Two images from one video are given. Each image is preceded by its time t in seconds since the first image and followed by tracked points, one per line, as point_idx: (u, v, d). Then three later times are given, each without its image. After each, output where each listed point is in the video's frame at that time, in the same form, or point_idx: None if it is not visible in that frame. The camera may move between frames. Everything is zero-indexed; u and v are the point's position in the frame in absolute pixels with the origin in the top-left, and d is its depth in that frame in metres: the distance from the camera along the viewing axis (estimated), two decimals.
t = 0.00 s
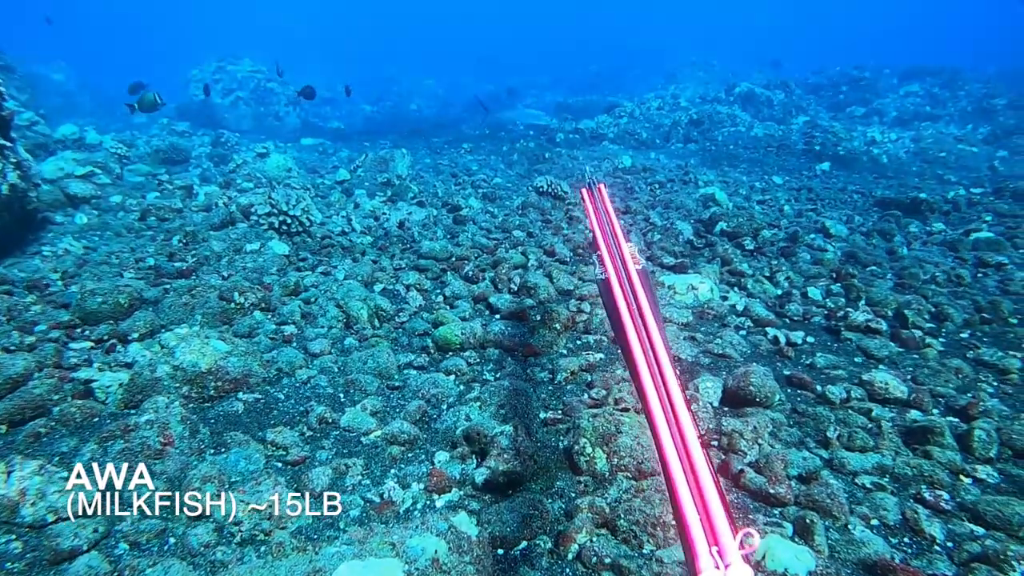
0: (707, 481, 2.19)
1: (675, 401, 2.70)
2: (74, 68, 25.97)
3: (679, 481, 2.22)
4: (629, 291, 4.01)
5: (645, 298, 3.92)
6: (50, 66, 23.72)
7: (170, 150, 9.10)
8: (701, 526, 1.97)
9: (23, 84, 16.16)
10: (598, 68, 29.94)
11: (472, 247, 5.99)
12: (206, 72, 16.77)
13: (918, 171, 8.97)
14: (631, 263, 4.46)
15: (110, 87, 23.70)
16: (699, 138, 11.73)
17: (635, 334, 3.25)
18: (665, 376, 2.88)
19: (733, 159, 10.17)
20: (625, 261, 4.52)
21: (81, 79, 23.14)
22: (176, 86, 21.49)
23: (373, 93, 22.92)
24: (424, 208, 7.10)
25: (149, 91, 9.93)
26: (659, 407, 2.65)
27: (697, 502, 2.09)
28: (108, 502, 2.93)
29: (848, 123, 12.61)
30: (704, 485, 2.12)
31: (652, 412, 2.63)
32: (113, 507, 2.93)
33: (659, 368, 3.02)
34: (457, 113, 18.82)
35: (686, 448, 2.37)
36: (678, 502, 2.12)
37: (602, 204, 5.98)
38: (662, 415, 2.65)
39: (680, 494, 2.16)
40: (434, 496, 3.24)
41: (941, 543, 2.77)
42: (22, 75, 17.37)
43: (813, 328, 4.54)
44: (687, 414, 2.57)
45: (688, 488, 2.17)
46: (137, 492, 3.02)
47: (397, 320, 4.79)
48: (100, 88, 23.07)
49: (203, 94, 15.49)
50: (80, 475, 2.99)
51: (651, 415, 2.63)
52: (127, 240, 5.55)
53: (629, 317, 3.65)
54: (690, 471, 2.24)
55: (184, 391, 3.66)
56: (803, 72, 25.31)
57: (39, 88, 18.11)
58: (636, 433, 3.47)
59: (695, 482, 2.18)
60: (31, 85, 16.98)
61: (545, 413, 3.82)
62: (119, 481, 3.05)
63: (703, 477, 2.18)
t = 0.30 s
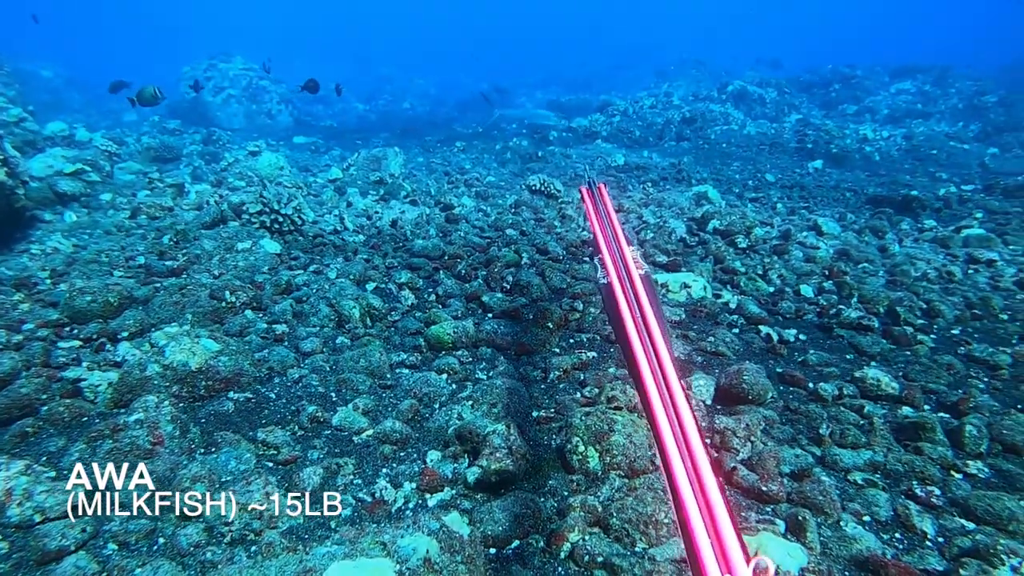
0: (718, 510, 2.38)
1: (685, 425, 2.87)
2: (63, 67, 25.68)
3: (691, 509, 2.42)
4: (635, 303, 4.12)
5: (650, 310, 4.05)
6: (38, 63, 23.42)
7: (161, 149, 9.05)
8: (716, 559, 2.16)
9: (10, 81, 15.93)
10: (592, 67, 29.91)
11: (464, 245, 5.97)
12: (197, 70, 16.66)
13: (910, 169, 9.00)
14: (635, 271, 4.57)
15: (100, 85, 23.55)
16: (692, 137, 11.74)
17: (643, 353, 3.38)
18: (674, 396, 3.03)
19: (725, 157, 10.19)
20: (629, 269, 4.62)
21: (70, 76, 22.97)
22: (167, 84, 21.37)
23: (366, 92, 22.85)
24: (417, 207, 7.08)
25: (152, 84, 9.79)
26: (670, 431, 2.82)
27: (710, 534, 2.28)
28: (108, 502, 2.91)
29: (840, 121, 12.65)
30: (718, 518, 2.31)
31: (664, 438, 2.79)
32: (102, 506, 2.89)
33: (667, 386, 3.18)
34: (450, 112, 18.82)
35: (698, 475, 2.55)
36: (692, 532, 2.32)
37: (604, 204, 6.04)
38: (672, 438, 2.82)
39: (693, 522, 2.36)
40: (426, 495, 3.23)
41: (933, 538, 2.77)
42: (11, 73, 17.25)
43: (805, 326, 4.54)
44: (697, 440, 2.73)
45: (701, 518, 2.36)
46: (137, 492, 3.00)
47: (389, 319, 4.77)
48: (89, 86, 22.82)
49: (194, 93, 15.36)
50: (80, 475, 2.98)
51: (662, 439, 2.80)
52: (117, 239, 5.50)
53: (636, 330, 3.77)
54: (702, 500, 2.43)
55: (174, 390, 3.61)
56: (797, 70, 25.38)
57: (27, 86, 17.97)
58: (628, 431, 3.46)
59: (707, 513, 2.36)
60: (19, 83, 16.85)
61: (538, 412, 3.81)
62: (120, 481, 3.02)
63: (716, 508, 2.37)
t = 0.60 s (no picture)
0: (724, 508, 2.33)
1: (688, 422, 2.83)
2: (42, 67, 25.22)
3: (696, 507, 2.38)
4: (634, 304, 4.06)
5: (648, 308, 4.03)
6: (17, 63, 22.99)
7: (143, 149, 8.94)
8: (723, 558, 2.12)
9: None
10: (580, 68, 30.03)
11: (451, 245, 5.97)
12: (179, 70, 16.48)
13: (892, 170, 9.11)
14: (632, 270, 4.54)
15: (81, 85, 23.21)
16: (679, 138, 11.82)
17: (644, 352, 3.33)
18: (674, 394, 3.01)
19: (711, 158, 10.26)
20: (627, 268, 4.59)
21: (50, 76, 22.61)
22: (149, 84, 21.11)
23: (354, 92, 22.76)
24: (403, 207, 7.06)
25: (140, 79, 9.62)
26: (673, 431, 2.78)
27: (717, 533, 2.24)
28: (108, 502, 2.90)
29: (825, 123, 12.79)
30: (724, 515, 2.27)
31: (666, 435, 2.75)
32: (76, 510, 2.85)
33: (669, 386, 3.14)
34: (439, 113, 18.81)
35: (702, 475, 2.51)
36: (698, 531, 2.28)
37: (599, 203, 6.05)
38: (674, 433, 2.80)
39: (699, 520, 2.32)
40: (411, 495, 3.22)
41: (910, 533, 2.81)
42: None
43: (789, 325, 4.57)
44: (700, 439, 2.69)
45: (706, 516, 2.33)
46: (137, 492, 2.98)
47: (375, 319, 4.76)
48: (71, 87, 22.49)
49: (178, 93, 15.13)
50: (80, 475, 2.98)
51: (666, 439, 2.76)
52: (97, 240, 5.42)
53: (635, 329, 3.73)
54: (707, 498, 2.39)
55: (155, 392, 3.57)
56: (784, 73, 25.62)
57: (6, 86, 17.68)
58: (613, 429, 3.46)
59: (713, 511, 2.32)
60: None
61: (523, 411, 3.82)
62: (120, 481, 3.01)
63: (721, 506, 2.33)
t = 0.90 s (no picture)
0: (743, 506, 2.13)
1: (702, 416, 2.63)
2: (31, 67, 25.08)
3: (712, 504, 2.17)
4: (643, 293, 3.96)
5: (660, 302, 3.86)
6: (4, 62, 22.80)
7: (133, 150, 8.91)
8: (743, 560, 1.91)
9: None
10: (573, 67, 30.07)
11: (440, 246, 5.97)
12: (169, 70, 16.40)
13: (883, 169, 9.14)
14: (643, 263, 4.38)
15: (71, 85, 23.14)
16: (670, 137, 11.83)
17: (654, 342, 3.18)
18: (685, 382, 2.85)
19: (702, 158, 10.27)
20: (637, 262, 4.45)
21: (40, 76, 22.52)
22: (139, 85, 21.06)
23: (347, 91, 22.75)
24: (394, 207, 7.06)
25: (142, 75, 9.66)
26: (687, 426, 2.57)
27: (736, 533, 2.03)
28: (108, 502, 2.90)
29: (816, 122, 12.83)
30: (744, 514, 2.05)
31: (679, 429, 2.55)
32: (63, 513, 2.83)
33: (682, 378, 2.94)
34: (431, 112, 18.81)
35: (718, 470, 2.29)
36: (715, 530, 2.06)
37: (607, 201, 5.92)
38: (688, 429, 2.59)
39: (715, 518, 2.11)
40: (398, 495, 3.23)
41: (895, 530, 2.81)
42: None
43: (778, 324, 4.57)
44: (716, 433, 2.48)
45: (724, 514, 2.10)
46: (137, 492, 2.99)
47: (364, 319, 4.76)
48: (62, 88, 22.36)
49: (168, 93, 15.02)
50: (80, 475, 2.99)
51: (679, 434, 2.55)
52: (86, 240, 5.39)
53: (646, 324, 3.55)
54: (725, 496, 2.18)
55: (142, 393, 3.55)
56: (773, 72, 25.81)
57: None
58: (599, 428, 3.46)
59: (731, 509, 2.11)
60: None
61: (512, 411, 3.84)
62: (120, 481, 3.01)
63: (740, 504, 2.12)
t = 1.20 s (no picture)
0: (751, 511, 2.20)
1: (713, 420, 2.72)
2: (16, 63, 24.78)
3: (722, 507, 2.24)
4: (654, 291, 4.05)
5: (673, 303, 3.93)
6: None
7: (119, 147, 8.83)
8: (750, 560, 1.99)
9: None
10: (565, 64, 30.05)
11: (430, 243, 5.96)
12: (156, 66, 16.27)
13: (871, 166, 9.20)
14: (655, 264, 4.45)
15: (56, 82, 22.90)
16: (660, 134, 11.84)
17: (668, 342, 3.28)
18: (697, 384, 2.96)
19: (692, 154, 10.29)
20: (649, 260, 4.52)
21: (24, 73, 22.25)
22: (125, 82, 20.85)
23: (337, 89, 22.65)
24: (383, 205, 7.04)
25: (139, 68, 9.54)
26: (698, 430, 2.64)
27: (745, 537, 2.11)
28: (108, 501, 2.87)
29: (805, 119, 12.88)
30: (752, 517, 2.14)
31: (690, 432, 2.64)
32: (47, 513, 2.79)
33: (693, 382, 3.02)
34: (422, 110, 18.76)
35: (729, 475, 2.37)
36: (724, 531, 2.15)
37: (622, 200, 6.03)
38: (700, 435, 2.66)
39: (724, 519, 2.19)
40: (387, 492, 3.22)
41: (881, 523, 2.83)
42: None
43: (766, 320, 4.59)
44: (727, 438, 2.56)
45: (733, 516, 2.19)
46: (139, 492, 2.96)
47: (353, 317, 4.74)
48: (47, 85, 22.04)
49: (156, 90, 14.91)
50: (81, 475, 2.96)
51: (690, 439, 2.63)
52: (71, 239, 5.33)
53: (658, 325, 3.63)
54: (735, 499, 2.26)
55: (128, 392, 3.51)
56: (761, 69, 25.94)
57: None
58: (587, 425, 3.46)
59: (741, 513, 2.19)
60: None
61: (501, 408, 3.83)
62: (120, 481, 2.99)
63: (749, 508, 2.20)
